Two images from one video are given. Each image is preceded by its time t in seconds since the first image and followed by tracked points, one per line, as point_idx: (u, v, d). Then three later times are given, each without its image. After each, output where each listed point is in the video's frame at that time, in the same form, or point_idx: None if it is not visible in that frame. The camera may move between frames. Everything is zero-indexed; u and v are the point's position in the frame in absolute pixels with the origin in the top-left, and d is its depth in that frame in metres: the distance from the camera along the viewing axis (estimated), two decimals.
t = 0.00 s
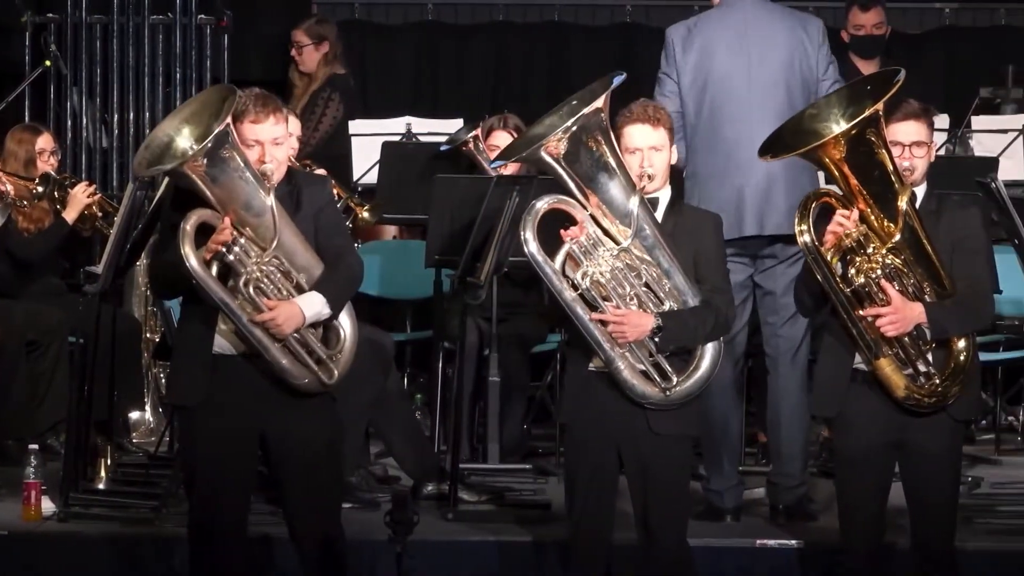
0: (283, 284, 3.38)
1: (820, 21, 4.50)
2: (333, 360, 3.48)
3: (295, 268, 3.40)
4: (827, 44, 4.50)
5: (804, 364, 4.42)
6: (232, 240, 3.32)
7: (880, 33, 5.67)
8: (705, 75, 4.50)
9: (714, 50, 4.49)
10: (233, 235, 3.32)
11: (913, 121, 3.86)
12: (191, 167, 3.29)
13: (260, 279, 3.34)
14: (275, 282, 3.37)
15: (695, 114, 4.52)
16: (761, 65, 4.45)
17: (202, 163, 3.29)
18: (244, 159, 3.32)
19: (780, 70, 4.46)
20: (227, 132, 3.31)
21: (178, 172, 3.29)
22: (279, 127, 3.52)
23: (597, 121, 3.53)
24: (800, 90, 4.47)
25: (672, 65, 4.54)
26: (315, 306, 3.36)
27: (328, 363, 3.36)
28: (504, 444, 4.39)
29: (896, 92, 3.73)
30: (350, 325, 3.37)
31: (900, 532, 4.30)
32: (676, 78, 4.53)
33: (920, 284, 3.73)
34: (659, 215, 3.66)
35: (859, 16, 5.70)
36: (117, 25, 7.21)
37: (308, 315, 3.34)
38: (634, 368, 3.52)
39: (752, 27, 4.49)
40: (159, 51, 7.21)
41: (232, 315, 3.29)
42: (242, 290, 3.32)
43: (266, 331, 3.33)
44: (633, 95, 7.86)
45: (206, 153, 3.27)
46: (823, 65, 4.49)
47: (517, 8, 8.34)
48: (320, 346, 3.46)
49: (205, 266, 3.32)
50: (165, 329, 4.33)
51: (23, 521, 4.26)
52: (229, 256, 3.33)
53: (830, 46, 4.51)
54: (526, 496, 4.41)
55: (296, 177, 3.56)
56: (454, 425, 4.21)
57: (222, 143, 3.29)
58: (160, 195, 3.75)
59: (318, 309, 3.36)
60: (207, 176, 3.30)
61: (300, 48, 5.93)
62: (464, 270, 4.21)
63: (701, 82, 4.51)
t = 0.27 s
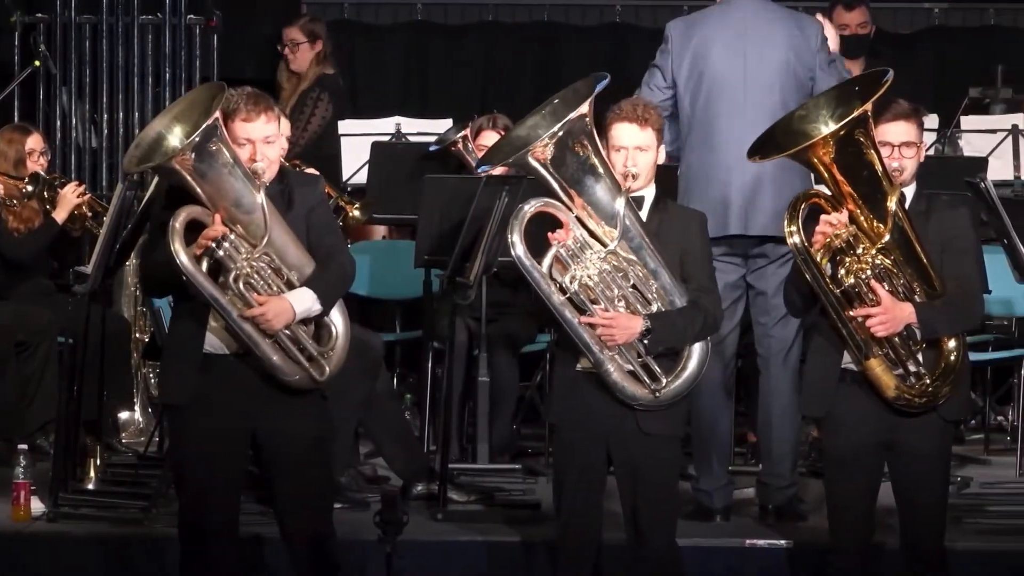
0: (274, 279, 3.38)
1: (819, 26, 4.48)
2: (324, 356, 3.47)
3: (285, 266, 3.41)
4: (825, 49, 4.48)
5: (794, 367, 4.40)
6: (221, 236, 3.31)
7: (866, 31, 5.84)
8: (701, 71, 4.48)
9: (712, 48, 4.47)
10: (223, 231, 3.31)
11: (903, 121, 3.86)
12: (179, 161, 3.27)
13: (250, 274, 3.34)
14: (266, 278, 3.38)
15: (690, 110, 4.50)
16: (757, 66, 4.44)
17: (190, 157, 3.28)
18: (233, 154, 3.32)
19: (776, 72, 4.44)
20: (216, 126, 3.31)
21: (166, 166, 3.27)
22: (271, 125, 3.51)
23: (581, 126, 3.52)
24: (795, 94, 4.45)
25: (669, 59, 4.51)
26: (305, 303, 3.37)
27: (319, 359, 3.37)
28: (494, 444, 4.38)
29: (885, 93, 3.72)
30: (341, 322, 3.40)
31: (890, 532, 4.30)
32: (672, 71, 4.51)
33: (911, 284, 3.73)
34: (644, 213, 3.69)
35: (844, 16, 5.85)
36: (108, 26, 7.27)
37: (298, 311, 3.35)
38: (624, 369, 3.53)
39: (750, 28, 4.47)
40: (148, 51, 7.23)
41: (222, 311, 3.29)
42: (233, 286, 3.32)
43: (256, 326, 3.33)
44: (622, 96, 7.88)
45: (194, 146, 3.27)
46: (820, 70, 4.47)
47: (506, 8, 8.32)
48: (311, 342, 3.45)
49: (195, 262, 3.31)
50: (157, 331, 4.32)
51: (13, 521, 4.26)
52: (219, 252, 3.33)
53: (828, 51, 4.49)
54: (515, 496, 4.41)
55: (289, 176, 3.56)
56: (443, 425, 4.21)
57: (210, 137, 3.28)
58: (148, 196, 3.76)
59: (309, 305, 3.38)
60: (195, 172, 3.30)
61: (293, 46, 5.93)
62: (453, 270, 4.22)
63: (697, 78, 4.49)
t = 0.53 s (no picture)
0: (265, 283, 3.40)
1: (811, 24, 4.48)
2: (315, 360, 3.48)
3: (277, 271, 3.43)
4: (816, 47, 4.48)
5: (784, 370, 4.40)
6: (212, 240, 3.33)
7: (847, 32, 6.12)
8: (694, 72, 4.47)
9: (704, 47, 4.46)
10: (214, 236, 3.33)
11: (890, 122, 3.87)
12: (169, 164, 3.30)
13: (240, 278, 3.37)
14: (256, 282, 3.39)
15: (683, 111, 4.51)
16: (749, 66, 4.44)
17: (180, 159, 3.31)
18: (224, 158, 3.34)
19: (767, 71, 4.45)
20: (207, 129, 3.33)
21: (156, 168, 3.31)
22: (263, 129, 3.50)
23: (567, 131, 3.52)
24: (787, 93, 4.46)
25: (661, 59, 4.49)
26: (296, 308, 3.37)
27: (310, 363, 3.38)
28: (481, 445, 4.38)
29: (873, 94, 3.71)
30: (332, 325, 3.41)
31: (877, 531, 4.30)
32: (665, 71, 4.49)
33: (898, 284, 3.73)
34: (628, 213, 3.70)
35: (829, 15, 6.13)
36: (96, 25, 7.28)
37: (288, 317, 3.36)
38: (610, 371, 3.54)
39: (742, 27, 4.46)
40: (135, 51, 7.24)
41: (212, 314, 3.31)
42: (223, 290, 3.34)
43: (247, 331, 3.35)
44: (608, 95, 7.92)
45: (185, 149, 3.29)
46: (811, 68, 4.48)
47: (495, 7, 8.43)
48: (302, 347, 3.46)
49: (186, 265, 3.34)
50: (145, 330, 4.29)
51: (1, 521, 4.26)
52: (210, 255, 3.35)
53: (820, 50, 4.49)
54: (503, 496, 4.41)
55: (281, 180, 3.58)
56: (432, 425, 4.20)
57: (201, 138, 3.31)
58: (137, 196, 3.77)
59: (301, 310, 3.39)
60: (185, 174, 3.32)
61: (286, 47, 5.92)
62: (441, 270, 4.21)
63: (689, 78, 4.48)
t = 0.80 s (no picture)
0: (261, 282, 3.40)
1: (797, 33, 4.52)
2: (313, 358, 3.48)
3: (272, 269, 3.43)
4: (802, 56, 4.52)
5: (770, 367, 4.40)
6: (207, 240, 3.35)
7: (837, 31, 6.10)
8: (678, 77, 4.49)
9: (692, 53, 4.48)
10: (209, 235, 3.35)
11: (877, 122, 3.86)
12: (163, 164, 3.33)
13: (236, 277, 3.36)
14: (252, 281, 3.39)
15: (667, 117, 4.52)
16: (736, 72, 4.46)
17: (174, 159, 3.34)
18: (217, 158, 3.36)
19: (754, 78, 4.47)
20: (200, 130, 3.36)
21: (150, 169, 3.33)
22: (259, 130, 3.52)
23: (550, 138, 3.52)
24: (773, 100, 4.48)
25: (646, 65, 4.52)
26: (292, 307, 3.39)
27: (307, 360, 3.38)
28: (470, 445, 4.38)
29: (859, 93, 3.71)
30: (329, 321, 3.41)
31: (864, 531, 4.31)
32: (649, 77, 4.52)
33: (885, 284, 3.72)
34: (611, 212, 3.70)
35: (818, 15, 6.14)
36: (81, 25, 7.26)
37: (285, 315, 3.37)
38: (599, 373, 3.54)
39: (730, 34, 4.49)
40: (124, 51, 7.25)
41: (208, 314, 3.33)
42: (219, 289, 3.34)
43: (244, 330, 3.36)
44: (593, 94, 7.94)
45: (177, 149, 3.32)
46: (796, 76, 4.51)
47: (483, 7, 8.44)
48: (300, 345, 3.46)
49: (181, 266, 3.35)
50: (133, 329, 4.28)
51: None
52: (205, 255, 3.35)
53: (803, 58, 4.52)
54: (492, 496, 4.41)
55: (278, 181, 3.59)
56: (420, 425, 4.20)
57: (194, 139, 3.34)
58: (124, 196, 3.85)
59: (297, 309, 3.40)
60: (180, 174, 3.34)
61: (275, 47, 5.91)
62: (429, 269, 4.20)
63: (673, 84, 4.50)
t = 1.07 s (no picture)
0: (257, 287, 3.41)
1: (781, 58, 4.58)
2: (308, 364, 3.50)
3: (269, 274, 3.44)
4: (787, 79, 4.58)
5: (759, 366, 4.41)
6: (204, 246, 3.36)
7: (833, 33, 6.11)
8: (662, 100, 4.54)
9: (678, 76, 4.53)
10: (205, 241, 3.36)
11: (866, 121, 3.85)
12: (161, 170, 3.33)
13: (232, 283, 3.38)
14: (248, 287, 3.41)
15: (651, 138, 4.56)
16: (722, 93, 4.51)
17: (171, 165, 3.33)
18: (215, 164, 3.37)
19: (739, 99, 4.52)
20: (197, 135, 3.36)
21: (148, 175, 3.33)
22: (256, 132, 3.52)
23: (538, 143, 3.49)
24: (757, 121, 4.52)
25: (630, 91, 4.58)
26: (289, 309, 3.40)
27: (301, 366, 3.41)
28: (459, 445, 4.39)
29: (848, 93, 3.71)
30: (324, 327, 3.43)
31: (853, 530, 4.32)
32: (633, 102, 4.58)
33: (874, 285, 3.72)
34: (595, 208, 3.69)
35: (813, 16, 6.15)
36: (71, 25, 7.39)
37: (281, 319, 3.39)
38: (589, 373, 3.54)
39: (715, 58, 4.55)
40: (113, 52, 7.31)
41: (204, 320, 3.35)
42: (215, 295, 3.36)
43: (240, 336, 3.38)
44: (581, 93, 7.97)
45: (176, 155, 3.32)
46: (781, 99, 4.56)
47: (472, 7, 8.41)
48: (295, 350, 3.49)
49: (178, 272, 3.37)
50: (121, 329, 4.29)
51: None
52: (201, 262, 3.38)
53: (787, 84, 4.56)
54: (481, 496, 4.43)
55: (274, 183, 3.59)
56: (409, 425, 4.21)
57: (191, 145, 3.34)
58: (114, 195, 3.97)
59: (294, 314, 3.41)
60: (177, 180, 3.33)
61: (265, 46, 5.92)
62: (419, 270, 4.20)
63: (658, 106, 4.54)
